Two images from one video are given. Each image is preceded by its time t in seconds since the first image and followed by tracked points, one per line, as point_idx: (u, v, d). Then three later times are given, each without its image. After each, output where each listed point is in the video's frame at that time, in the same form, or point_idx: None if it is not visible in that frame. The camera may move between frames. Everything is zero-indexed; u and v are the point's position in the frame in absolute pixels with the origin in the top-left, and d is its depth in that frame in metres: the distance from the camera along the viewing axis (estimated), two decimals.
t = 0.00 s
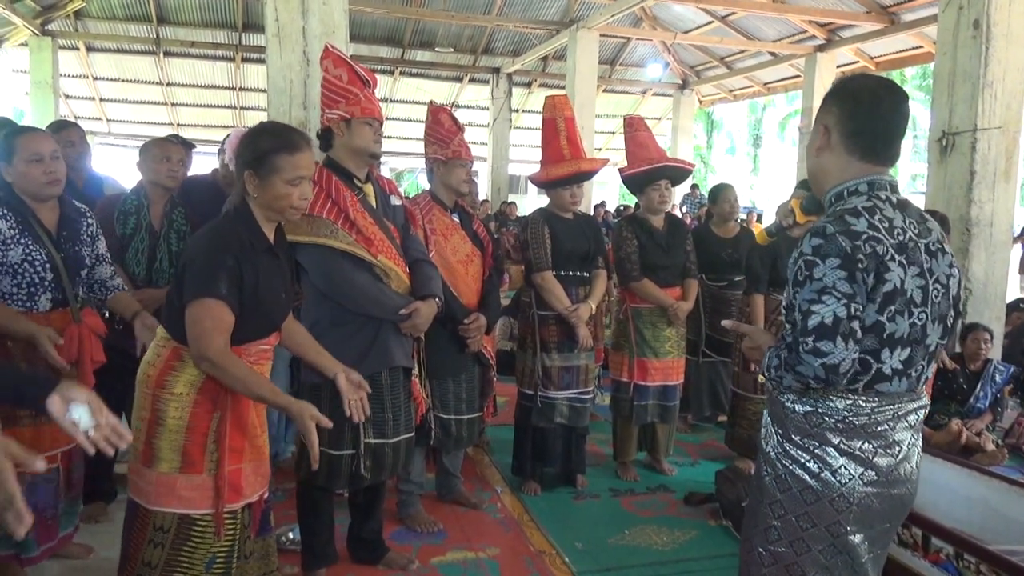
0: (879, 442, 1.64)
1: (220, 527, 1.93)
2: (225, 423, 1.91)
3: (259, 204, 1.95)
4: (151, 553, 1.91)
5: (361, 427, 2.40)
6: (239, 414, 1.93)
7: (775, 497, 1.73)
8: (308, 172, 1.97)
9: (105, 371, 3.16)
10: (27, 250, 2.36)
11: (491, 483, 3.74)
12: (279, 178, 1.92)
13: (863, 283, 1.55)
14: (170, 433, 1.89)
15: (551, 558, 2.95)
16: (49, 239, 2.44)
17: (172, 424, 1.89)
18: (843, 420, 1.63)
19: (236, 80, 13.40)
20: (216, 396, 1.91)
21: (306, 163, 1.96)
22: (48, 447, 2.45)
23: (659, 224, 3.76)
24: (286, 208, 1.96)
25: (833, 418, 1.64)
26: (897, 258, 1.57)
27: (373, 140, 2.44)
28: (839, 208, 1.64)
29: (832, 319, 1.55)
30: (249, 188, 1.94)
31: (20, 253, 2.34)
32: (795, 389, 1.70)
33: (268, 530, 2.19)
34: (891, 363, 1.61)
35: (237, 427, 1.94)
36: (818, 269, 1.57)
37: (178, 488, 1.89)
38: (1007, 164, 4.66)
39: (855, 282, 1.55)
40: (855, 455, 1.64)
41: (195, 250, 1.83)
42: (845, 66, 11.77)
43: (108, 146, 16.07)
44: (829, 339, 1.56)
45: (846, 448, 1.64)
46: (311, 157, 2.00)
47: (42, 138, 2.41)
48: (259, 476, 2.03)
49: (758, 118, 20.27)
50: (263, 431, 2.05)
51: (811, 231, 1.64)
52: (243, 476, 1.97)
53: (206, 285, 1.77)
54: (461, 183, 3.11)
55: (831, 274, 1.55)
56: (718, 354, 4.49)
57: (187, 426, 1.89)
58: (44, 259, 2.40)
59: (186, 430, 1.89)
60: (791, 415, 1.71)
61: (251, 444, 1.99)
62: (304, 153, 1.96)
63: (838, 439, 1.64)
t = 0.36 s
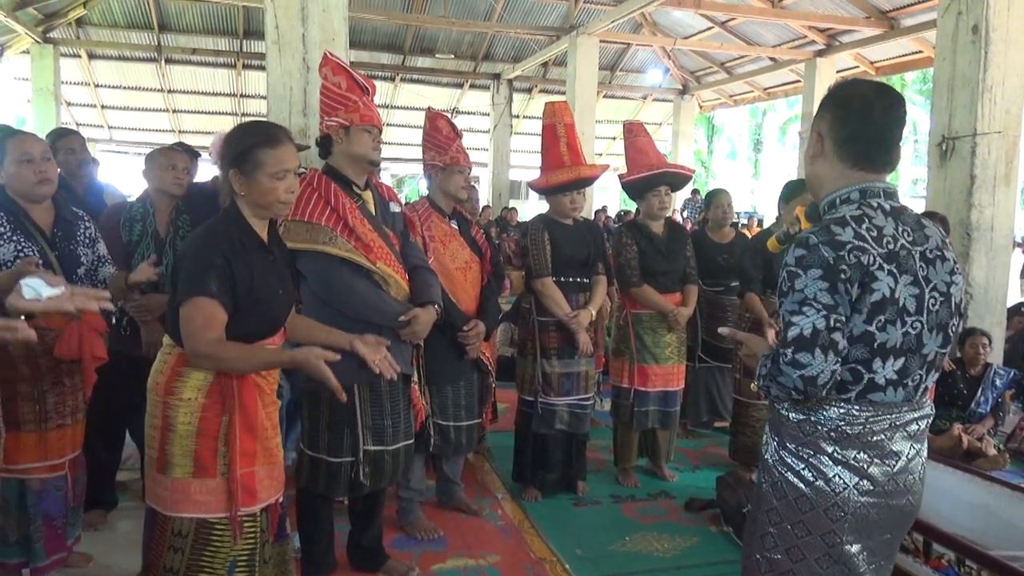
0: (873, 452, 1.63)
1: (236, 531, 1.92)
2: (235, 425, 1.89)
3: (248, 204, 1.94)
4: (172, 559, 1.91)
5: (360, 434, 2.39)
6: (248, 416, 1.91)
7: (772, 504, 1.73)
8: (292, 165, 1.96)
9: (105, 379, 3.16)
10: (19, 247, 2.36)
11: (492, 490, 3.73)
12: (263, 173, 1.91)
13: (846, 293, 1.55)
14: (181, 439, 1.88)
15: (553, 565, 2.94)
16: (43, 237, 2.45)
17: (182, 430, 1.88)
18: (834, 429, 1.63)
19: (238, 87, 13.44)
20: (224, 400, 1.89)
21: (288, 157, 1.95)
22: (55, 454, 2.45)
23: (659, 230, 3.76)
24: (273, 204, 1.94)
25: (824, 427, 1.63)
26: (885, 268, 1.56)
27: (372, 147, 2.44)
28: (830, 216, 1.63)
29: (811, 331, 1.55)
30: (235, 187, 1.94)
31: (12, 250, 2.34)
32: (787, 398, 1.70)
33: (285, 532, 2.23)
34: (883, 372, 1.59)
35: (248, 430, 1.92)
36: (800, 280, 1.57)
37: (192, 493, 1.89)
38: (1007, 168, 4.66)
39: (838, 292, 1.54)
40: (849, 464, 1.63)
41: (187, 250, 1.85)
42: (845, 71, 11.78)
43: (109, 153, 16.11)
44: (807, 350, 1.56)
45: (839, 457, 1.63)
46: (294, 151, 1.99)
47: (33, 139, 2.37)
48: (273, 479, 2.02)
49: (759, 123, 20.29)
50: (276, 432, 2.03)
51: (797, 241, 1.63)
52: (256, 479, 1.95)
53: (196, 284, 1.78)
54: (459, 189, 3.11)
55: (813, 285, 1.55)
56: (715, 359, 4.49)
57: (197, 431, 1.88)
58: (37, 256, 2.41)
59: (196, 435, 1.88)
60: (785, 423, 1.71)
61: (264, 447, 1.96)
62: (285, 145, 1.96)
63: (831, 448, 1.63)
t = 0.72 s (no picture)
0: (869, 456, 1.62)
1: (255, 529, 1.92)
2: (247, 423, 1.88)
3: (244, 203, 1.95)
4: (195, 560, 1.91)
5: (362, 437, 2.39)
6: (260, 414, 1.90)
7: (769, 506, 1.74)
8: (283, 160, 1.95)
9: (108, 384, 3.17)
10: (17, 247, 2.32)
11: (494, 493, 3.73)
12: (255, 170, 1.91)
13: (830, 296, 1.56)
14: (196, 439, 1.88)
15: (555, 568, 2.93)
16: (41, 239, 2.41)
17: (196, 430, 1.88)
18: (827, 432, 1.63)
19: (238, 92, 13.47)
20: (235, 398, 1.88)
21: (280, 152, 1.94)
22: (61, 459, 2.45)
23: (659, 232, 3.76)
24: (267, 202, 1.94)
25: (818, 430, 1.64)
26: (875, 270, 1.56)
27: (372, 151, 2.44)
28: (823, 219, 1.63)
29: (791, 333, 1.57)
30: (230, 184, 1.94)
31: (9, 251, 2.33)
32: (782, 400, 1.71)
33: (306, 535, 2.29)
34: (877, 376, 1.59)
35: (261, 428, 1.91)
36: (784, 283, 1.58)
37: (210, 492, 1.89)
38: (1008, 168, 4.66)
39: (822, 295, 1.55)
40: (843, 467, 1.62)
41: (186, 249, 1.86)
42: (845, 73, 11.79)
43: (110, 159, 16.14)
44: (787, 353, 1.58)
45: (834, 460, 1.63)
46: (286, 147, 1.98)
47: (31, 144, 2.36)
48: (291, 477, 2.00)
49: (759, 125, 20.30)
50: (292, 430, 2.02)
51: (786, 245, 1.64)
52: (273, 476, 1.94)
53: (192, 280, 1.79)
54: (459, 192, 3.12)
55: (796, 288, 1.56)
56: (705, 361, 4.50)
57: (210, 431, 1.88)
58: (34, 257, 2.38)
59: (210, 435, 1.88)
60: (782, 425, 1.72)
61: (278, 444, 1.95)
62: (276, 142, 1.95)
63: (825, 451, 1.63)
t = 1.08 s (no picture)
0: (866, 458, 1.61)
1: (264, 528, 1.91)
2: (252, 422, 1.88)
3: (244, 205, 1.95)
4: (206, 558, 1.92)
5: (363, 439, 2.39)
6: (266, 413, 1.90)
7: (768, 507, 1.74)
8: (282, 160, 1.94)
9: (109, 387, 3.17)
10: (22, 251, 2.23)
11: (495, 495, 3.73)
12: (253, 169, 1.90)
13: (818, 299, 1.57)
14: (204, 439, 1.89)
15: (556, 570, 2.93)
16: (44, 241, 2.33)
17: (203, 430, 1.88)
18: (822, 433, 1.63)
19: (238, 94, 13.48)
20: (241, 396, 1.88)
21: (278, 152, 1.94)
22: (70, 460, 2.45)
23: (659, 234, 3.76)
24: (266, 202, 1.94)
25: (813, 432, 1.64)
26: (866, 272, 1.56)
27: (372, 153, 2.44)
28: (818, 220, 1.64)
29: (778, 335, 1.58)
30: (229, 186, 1.94)
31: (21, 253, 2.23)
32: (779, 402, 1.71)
33: (316, 537, 2.21)
34: (871, 379, 1.59)
35: (267, 426, 1.91)
36: (772, 285, 1.60)
37: (218, 491, 1.89)
38: (1007, 170, 4.67)
39: (809, 297, 1.56)
40: (839, 469, 1.62)
41: (186, 250, 1.88)
42: (845, 75, 11.80)
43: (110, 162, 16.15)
44: (772, 354, 1.59)
45: (830, 461, 1.63)
46: (285, 149, 1.98)
47: (30, 148, 2.37)
48: (299, 477, 1.99)
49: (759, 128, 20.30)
50: (300, 429, 2.01)
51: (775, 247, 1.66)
52: (280, 476, 1.93)
53: (192, 279, 1.81)
54: (459, 195, 3.12)
55: (784, 290, 1.58)
56: (705, 362, 4.51)
57: (218, 430, 1.88)
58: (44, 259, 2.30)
59: (217, 435, 1.88)
60: (779, 427, 1.72)
61: (285, 444, 1.95)
62: (274, 142, 1.94)
63: (822, 452, 1.63)
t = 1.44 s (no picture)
0: (857, 458, 1.61)
1: (262, 528, 1.91)
2: (253, 422, 1.88)
3: (247, 205, 1.94)
4: (204, 557, 1.92)
5: (363, 439, 2.39)
6: (267, 412, 1.90)
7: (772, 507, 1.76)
8: (284, 161, 1.94)
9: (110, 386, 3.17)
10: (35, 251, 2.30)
11: (494, 497, 3.72)
12: (254, 169, 1.90)
13: (790, 300, 1.59)
14: (205, 438, 1.89)
15: (555, 572, 2.93)
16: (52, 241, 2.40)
17: (205, 428, 1.89)
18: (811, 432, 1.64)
19: (239, 94, 13.49)
20: (242, 396, 1.89)
21: (279, 153, 1.94)
22: (77, 457, 2.45)
23: (660, 236, 3.76)
24: (267, 202, 1.93)
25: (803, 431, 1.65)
26: (843, 273, 1.57)
27: (375, 154, 2.44)
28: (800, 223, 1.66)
29: (745, 335, 1.62)
30: (231, 186, 1.94)
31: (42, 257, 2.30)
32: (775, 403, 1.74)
33: (316, 537, 2.26)
34: (856, 378, 1.59)
35: (267, 426, 1.91)
36: (746, 288, 1.64)
37: (218, 490, 1.89)
38: (1009, 174, 4.67)
39: (782, 298, 1.59)
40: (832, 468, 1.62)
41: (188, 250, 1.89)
42: (846, 78, 11.80)
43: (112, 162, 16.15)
44: (740, 353, 1.62)
45: (822, 460, 1.63)
46: (287, 149, 1.97)
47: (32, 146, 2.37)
48: (300, 478, 1.99)
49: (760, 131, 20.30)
50: (301, 430, 2.01)
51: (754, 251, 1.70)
52: (280, 476, 1.93)
53: (193, 278, 1.83)
54: (461, 196, 3.12)
55: (756, 292, 1.62)
56: (712, 366, 4.45)
57: (219, 429, 1.89)
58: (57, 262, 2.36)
59: (218, 433, 1.89)
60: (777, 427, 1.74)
61: (286, 444, 1.94)
62: (275, 142, 1.94)
63: (815, 451, 1.64)
